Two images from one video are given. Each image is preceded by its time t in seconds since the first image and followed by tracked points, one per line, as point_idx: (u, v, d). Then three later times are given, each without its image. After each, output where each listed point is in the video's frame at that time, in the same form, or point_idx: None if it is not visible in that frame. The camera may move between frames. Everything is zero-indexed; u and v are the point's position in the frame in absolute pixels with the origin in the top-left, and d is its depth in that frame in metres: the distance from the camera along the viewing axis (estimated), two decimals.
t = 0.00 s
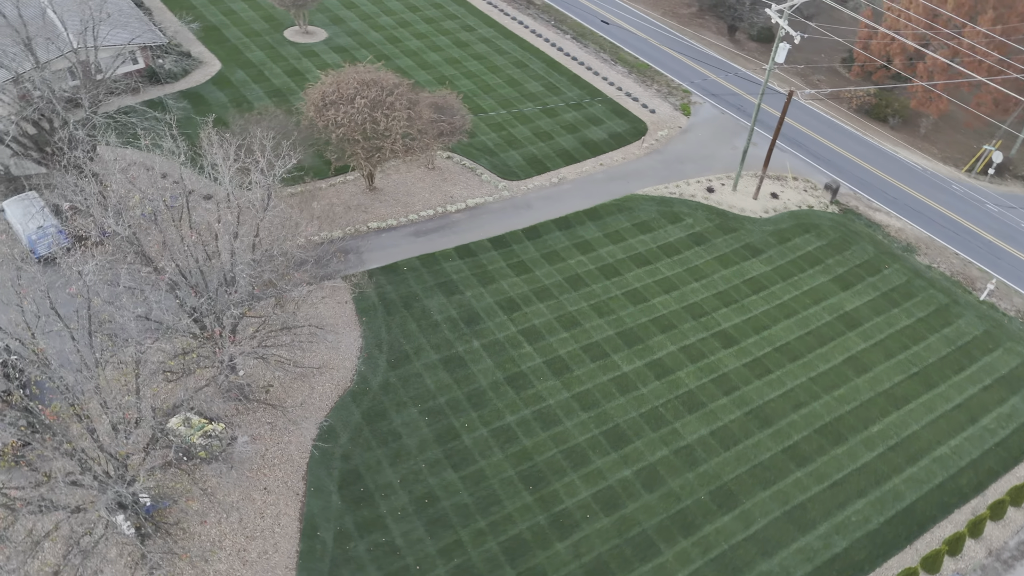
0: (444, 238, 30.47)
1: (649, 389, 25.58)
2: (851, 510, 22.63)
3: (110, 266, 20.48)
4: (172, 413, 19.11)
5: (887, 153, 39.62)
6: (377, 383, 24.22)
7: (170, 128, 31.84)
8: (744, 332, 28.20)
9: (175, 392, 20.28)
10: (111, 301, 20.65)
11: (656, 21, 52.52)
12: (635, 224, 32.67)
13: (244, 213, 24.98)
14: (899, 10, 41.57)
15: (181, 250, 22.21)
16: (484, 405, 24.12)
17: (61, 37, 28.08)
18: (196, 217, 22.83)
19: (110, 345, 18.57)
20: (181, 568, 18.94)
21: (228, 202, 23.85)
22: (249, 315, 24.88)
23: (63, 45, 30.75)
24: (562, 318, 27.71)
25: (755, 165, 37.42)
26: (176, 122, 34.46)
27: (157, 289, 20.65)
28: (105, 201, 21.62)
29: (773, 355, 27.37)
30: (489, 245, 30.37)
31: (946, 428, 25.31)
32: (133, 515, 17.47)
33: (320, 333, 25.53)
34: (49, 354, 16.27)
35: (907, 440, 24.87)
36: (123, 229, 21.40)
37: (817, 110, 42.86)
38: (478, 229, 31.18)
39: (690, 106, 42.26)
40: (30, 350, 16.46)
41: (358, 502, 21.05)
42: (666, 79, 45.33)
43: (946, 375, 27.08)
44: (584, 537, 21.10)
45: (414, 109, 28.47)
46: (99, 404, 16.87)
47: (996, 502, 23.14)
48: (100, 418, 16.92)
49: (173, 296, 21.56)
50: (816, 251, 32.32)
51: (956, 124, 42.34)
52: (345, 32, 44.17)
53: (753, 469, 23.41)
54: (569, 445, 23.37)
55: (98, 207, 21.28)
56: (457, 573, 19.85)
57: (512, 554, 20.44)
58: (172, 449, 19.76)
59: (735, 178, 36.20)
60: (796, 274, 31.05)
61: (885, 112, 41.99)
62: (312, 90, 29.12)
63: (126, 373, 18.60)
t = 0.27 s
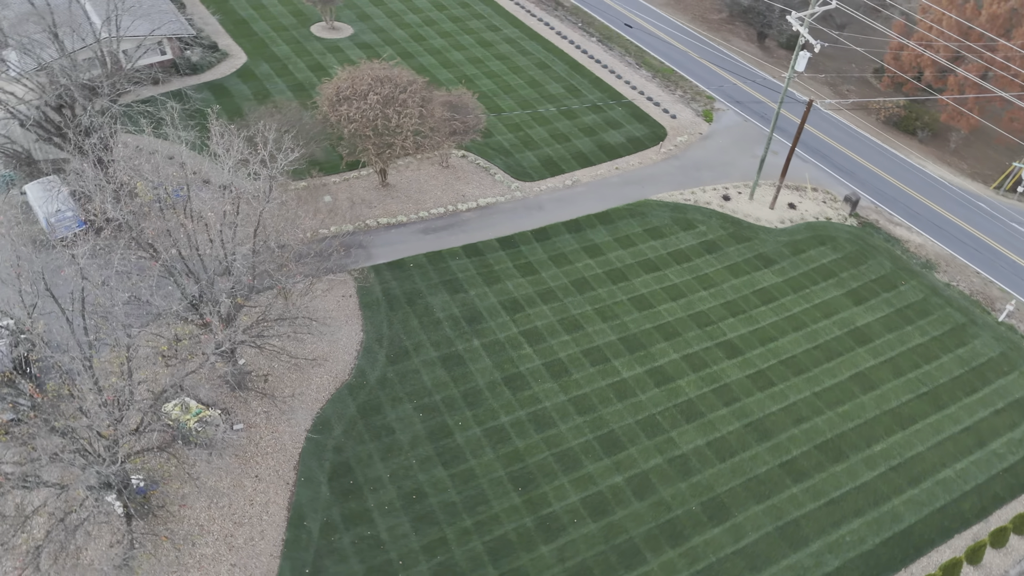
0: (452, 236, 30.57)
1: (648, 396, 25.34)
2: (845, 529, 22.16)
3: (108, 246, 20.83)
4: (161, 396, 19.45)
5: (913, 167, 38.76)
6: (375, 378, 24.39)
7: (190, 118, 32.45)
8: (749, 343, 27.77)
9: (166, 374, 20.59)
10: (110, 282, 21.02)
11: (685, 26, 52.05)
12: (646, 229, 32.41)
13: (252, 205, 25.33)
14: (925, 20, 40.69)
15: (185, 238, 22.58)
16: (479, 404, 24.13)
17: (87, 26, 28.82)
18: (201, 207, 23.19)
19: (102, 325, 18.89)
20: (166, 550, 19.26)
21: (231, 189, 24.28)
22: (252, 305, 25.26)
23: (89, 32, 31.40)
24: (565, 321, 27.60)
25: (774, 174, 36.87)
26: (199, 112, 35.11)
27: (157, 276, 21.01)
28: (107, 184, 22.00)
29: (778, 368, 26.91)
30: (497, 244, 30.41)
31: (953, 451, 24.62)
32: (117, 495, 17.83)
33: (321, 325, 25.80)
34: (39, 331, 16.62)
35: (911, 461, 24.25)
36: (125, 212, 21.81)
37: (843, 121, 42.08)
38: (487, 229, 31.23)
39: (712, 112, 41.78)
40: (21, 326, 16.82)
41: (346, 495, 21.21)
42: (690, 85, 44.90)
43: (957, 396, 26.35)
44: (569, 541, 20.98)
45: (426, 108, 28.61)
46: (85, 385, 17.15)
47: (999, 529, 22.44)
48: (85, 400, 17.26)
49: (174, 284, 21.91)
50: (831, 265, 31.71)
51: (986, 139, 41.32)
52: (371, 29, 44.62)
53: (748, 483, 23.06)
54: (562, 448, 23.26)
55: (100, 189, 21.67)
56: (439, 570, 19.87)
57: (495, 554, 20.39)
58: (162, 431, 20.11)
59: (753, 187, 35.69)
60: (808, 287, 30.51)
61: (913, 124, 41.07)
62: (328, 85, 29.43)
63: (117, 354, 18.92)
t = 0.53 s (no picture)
0: (461, 234, 30.67)
1: (646, 403, 25.12)
2: (839, 549, 21.73)
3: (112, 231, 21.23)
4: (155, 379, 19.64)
5: (938, 182, 37.86)
6: (373, 372, 24.58)
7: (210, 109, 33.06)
8: (754, 354, 27.37)
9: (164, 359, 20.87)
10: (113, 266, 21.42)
11: (713, 31, 51.51)
12: (657, 235, 32.15)
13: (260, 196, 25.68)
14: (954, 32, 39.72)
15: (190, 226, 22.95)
16: (474, 403, 24.16)
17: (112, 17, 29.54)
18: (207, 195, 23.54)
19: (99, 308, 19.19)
20: (157, 532, 19.60)
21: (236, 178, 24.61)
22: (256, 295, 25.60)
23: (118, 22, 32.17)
24: (568, 324, 27.51)
25: (794, 184, 36.28)
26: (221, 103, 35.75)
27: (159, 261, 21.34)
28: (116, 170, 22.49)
29: (782, 380, 26.46)
30: (505, 244, 30.44)
31: (957, 474, 23.97)
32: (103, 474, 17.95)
33: (324, 318, 26.06)
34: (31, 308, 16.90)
35: (913, 482, 23.67)
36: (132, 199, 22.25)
37: (869, 132, 41.25)
38: (496, 228, 31.27)
39: (734, 119, 41.26)
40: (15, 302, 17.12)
41: (336, 486, 21.39)
42: (714, 91, 44.43)
43: (966, 419, 25.65)
44: (554, 545, 20.89)
45: (438, 106, 28.75)
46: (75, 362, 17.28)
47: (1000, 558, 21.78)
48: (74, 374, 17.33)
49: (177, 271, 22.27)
50: (845, 278, 31.08)
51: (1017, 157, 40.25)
52: (397, 26, 44.97)
53: (741, 496, 22.72)
54: (554, 451, 23.17)
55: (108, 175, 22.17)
56: (422, 566, 19.92)
57: (478, 554, 20.39)
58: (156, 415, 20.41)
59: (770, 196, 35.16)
60: (820, 300, 29.96)
61: (941, 138, 40.10)
62: (344, 80, 29.72)
63: (113, 336, 19.22)
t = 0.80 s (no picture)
0: (469, 233, 30.77)
1: (644, 409, 24.93)
2: (831, 566, 21.35)
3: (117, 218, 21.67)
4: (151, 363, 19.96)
5: (961, 196, 37.02)
6: (371, 366, 24.77)
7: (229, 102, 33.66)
8: (758, 364, 27.01)
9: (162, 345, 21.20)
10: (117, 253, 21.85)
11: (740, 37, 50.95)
12: (667, 240, 31.92)
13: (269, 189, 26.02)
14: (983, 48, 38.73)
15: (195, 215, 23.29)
16: (470, 402, 24.20)
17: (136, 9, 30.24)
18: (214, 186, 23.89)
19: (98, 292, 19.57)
20: (150, 514, 19.95)
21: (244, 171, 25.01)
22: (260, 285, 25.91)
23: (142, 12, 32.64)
24: (570, 326, 27.45)
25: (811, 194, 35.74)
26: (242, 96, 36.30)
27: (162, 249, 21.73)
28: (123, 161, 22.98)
29: (784, 392, 26.07)
30: (512, 245, 30.48)
31: (960, 496, 23.39)
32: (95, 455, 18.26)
33: (327, 311, 26.32)
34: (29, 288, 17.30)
35: (913, 502, 23.15)
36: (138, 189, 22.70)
37: (893, 142, 40.47)
38: (505, 228, 31.33)
39: (755, 126, 40.77)
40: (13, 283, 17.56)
41: (327, 478, 21.56)
42: (736, 97, 43.96)
43: (973, 439, 25.02)
44: (541, 547, 20.83)
45: (450, 105, 28.88)
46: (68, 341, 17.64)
47: None
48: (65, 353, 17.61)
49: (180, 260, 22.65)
50: (857, 291, 30.54)
51: None
52: (420, 24, 45.26)
53: (735, 507, 22.44)
54: (546, 453, 23.11)
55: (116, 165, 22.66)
56: (407, 562, 19.97)
57: (464, 552, 20.41)
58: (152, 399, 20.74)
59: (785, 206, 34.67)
60: (830, 312, 29.46)
61: (968, 152, 39.17)
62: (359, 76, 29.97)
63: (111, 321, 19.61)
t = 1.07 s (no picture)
0: (477, 232, 30.86)
1: (641, 416, 24.73)
2: None
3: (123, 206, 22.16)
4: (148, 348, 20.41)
5: (988, 213, 36.04)
6: (371, 360, 24.98)
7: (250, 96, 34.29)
8: (762, 375, 26.61)
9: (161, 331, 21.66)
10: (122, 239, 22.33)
11: (770, 43, 50.26)
12: (677, 247, 31.64)
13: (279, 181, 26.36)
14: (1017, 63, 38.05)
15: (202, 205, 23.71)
16: (466, 400, 24.26)
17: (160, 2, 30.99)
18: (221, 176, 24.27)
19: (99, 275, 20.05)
20: (143, 495, 20.36)
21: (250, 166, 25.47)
22: (265, 274, 26.27)
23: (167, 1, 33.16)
24: (572, 329, 27.37)
25: (830, 205, 35.10)
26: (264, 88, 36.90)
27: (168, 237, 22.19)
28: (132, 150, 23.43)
29: (787, 405, 25.66)
30: (521, 245, 30.51)
31: (963, 521, 22.76)
32: (89, 433, 18.77)
33: (331, 304, 26.61)
34: (29, 267, 17.83)
35: (912, 524, 22.58)
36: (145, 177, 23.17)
37: (920, 156, 39.54)
38: (514, 228, 31.36)
39: (778, 135, 40.18)
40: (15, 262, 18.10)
41: (318, 468, 21.78)
42: (761, 105, 43.39)
43: (980, 464, 24.33)
44: (525, 549, 20.77)
45: (463, 103, 28.99)
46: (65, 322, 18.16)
47: None
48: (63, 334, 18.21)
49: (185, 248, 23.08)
50: (871, 306, 29.92)
51: None
52: (446, 23, 45.52)
53: (726, 519, 22.14)
54: (538, 455, 23.06)
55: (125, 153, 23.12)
56: (390, 556, 20.07)
57: (448, 549, 20.44)
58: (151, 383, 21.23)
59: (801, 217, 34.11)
60: (840, 326, 28.91)
61: (997, 168, 38.12)
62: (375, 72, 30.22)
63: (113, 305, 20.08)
